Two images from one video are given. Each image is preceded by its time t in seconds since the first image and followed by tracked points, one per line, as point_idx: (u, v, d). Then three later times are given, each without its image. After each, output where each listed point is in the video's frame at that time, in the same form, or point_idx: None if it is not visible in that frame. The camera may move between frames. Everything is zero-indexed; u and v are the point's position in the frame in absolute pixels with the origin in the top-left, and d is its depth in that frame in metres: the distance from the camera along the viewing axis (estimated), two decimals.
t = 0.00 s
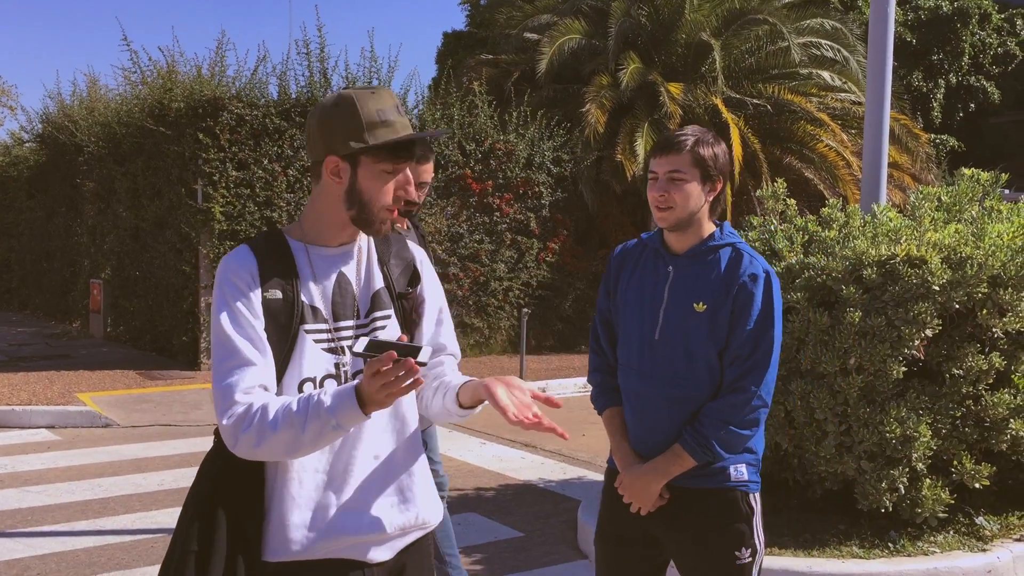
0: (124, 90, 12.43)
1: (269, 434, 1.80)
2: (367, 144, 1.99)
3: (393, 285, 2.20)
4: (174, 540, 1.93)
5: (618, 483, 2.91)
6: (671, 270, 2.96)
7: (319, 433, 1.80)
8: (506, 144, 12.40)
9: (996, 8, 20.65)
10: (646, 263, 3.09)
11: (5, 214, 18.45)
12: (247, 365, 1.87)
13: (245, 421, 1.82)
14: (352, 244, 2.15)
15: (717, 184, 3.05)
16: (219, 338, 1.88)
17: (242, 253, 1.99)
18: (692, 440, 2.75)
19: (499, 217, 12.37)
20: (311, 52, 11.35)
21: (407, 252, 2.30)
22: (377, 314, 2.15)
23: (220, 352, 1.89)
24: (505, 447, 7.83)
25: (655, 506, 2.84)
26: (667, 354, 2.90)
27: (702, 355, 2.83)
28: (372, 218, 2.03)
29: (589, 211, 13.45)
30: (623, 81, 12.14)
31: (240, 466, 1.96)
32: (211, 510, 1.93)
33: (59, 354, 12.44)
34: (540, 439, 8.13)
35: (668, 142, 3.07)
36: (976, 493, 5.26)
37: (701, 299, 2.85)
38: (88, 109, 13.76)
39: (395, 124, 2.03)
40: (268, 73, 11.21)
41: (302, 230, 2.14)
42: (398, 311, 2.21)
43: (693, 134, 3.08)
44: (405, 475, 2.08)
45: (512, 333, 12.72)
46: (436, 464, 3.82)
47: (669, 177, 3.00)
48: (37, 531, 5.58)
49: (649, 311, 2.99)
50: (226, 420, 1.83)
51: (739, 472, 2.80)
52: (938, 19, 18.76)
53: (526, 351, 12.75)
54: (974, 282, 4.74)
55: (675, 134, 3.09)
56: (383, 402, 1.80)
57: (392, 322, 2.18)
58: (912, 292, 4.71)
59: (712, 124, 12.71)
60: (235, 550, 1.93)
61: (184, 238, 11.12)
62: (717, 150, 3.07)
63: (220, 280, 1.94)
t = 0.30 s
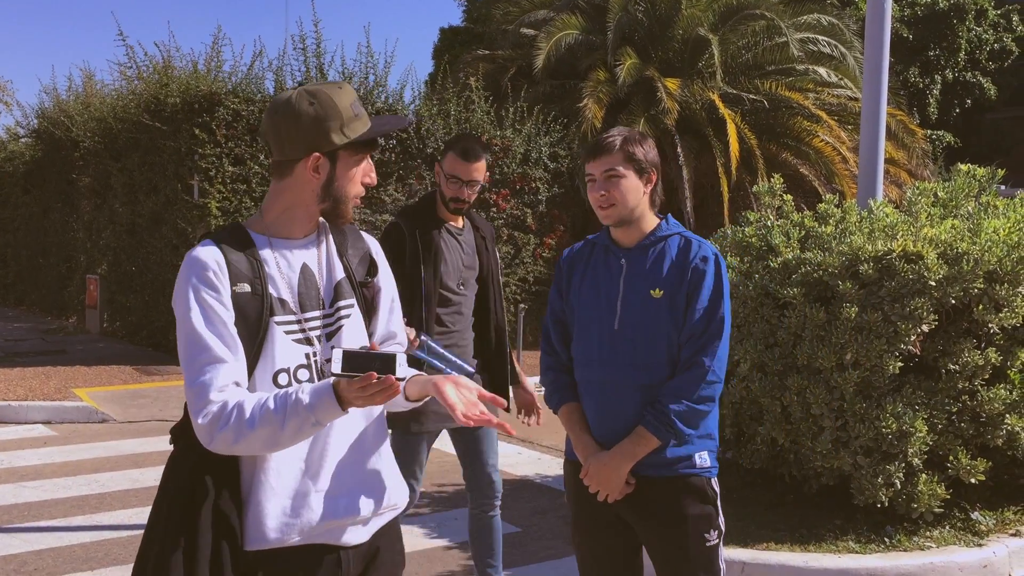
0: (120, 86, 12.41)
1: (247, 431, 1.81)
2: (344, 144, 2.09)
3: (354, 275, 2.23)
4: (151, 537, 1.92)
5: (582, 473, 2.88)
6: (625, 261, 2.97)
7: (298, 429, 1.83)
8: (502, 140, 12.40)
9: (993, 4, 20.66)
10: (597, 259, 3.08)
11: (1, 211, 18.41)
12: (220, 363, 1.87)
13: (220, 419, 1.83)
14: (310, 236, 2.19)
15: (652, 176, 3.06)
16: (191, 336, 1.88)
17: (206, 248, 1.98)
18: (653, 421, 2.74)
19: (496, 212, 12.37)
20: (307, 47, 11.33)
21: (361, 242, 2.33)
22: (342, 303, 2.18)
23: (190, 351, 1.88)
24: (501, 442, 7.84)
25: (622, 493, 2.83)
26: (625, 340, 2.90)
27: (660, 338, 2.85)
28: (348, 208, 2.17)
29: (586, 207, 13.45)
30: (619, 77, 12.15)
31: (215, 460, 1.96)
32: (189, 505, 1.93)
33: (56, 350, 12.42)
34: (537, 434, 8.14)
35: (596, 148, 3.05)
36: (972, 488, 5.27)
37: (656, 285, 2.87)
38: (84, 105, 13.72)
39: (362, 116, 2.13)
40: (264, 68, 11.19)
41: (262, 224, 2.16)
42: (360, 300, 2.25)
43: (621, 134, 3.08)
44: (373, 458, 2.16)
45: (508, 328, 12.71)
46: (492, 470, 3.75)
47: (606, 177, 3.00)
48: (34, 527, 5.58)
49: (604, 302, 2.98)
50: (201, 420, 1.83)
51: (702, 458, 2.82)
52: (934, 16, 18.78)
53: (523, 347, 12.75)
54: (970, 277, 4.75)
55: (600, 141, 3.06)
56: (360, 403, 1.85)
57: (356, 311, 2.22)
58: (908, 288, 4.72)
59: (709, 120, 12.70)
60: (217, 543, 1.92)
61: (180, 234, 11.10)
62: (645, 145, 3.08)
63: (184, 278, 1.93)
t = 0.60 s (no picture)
0: (121, 85, 12.41)
1: (212, 426, 1.84)
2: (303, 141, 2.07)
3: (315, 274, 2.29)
4: (115, 534, 1.91)
5: (591, 469, 2.81)
6: (621, 257, 2.97)
7: (262, 425, 1.86)
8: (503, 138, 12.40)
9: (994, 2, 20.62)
10: (587, 256, 3.05)
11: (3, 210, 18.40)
12: (187, 360, 1.89)
13: (186, 415, 1.85)
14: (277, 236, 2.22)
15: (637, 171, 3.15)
16: (160, 333, 1.90)
17: (176, 247, 2.00)
18: (670, 411, 2.76)
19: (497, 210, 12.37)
20: (308, 46, 11.34)
21: (322, 242, 2.38)
22: (305, 302, 2.23)
23: (158, 350, 1.90)
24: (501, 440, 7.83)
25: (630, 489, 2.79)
26: (629, 334, 2.89)
27: (666, 332, 2.88)
28: (306, 209, 2.13)
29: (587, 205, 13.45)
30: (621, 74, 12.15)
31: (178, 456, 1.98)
32: (154, 500, 1.94)
33: (58, 349, 12.42)
34: (538, 432, 8.14)
35: (583, 148, 3.09)
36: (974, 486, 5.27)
37: (656, 280, 2.90)
38: (85, 104, 13.71)
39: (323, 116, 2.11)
40: (265, 67, 11.23)
41: (230, 223, 2.19)
42: (322, 299, 2.30)
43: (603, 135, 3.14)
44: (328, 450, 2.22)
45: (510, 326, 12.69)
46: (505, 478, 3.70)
47: (603, 174, 3.04)
48: (35, 526, 5.58)
49: (603, 297, 2.95)
50: (168, 415, 1.85)
51: (695, 449, 2.90)
52: (935, 13, 18.76)
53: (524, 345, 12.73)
54: (971, 275, 4.74)
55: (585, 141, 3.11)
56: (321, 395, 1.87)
57: (317, 310, 2.27)
58: (910, 285, 4.71)
59: (710, 118, 12.69)
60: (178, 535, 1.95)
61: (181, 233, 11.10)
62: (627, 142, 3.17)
63: (155, 275, 1.95)
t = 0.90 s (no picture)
0: (123, 86, 12.43)
1: (172, 417, 1.87)
2: (232, 144, 2.10)
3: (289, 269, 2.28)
4: (89, 523, 1.93)
5: (593, 469, 2.80)
6: (625, 259, 2.98)
7: (219, 419, 1.88)
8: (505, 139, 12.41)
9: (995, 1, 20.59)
10: (591, 258, 3.05)
11: (4, 211, 18.41)
12: (153, 352, 1.92)
13: (148, 404, 1.88)
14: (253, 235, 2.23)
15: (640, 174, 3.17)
16: (128, 324, 1.94)
17: (153, 243, 2.05)
18: (674, 411, 2.77)
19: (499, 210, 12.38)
20: (310, 47, 11.36)
21: (300, 239, 2.39)
22: (279, 295, 2.22)
23: (127, 341, 1.94)
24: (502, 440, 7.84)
25: (630, 489, 2.79)
26: (635, 335, 2.89)
27: (670, 333, 2.89)
28: (237, 211, 2.14)
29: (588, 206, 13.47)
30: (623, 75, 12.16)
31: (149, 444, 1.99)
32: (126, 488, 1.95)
33: (60, 350, 12.44)
34: (539, 433, 8.13)
35: (584, 150, 3.11)
36: (976, 485, 5.28)
37: (660, 283, 2.92)
38: (86, 105, 13.73)
39: (265, 117, 2.10)
40: (266, 68, 11.26)
41: (205, 220, 2.23)
42: (296, 292, 2.29)
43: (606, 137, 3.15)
44: (303, 438, 2.22)
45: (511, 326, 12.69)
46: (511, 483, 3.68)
47: (606, 175, 3.05)
48: (38, 526, 5.59)
49: (608, 299, 2.95)
50: (130, 404, 1.89)
51: (696, 448, 2.89)
52: (936, 13, 18.74)
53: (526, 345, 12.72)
54: (973, 275, 4.74)
55: (584, 145, 3.12)
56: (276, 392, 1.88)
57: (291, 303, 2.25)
58: (911, 286, 4.71)
59: (711, 118, 12.69)
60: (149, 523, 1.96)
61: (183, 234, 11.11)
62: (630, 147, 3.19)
63: (129, 267, 2.00)
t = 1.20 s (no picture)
0: (121, 87, 12.43)
1: (144, 414, 1.94)
2: (211, 135, 2.18)
3: (277, 267, 2.27)
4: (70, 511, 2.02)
5: (597, 468, 2.80)
6: (622, 261, 2.98)
7: (185, 418, 1.94)
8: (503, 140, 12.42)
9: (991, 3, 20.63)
10: (589, 261, 3.05)
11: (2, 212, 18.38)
12: (133, 350, 2.00)
13: (124, 401, 1.96)
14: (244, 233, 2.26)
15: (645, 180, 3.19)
16: (112, 322, 2.03)
17: (141, 244, 2.12)
18: (676, 409, 2.77)
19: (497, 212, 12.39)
20: (308, 48, 11.37)
21: (293, 236, 2.37)
22: (263, 293, 2.23)
23: (110, 338, 2.02)
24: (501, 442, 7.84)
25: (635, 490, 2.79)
26: (635, 335, 2.90)
27: (670, 333, 2.90)
28: (221, 201, 2.18)
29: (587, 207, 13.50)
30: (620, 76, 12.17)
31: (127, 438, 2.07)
32: (102, 480, 2.03)
33: (58, 351, 12.43)
34: (538, 434, 8.12)
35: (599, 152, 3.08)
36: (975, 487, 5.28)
37: (658, 283, 2.93)
38: (85, 106, 13.73)
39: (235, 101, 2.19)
40: (265, 69, 11.26)
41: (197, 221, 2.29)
42: (285, 291, 2.27)
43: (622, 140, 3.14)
44: (281, 435, 2.20)
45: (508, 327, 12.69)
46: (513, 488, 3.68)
47: (632, 176, 3.03)
48: (36, 528, 5.58)
49: (607, 301, 2.96)
50: (109, 398, 1.98)
51: (701, 450, 2.90)
52: (934, 15, 18.75)
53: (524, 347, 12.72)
54: (971, 277, 4.75)
55: (590, 143, 3.13)
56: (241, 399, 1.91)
57: (276, 303, 2.24)
58: (909, 287, 4.71)
59: (708, 120, 12.69)
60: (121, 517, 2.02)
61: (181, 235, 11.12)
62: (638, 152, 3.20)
63: (116, 268, 2.09)
